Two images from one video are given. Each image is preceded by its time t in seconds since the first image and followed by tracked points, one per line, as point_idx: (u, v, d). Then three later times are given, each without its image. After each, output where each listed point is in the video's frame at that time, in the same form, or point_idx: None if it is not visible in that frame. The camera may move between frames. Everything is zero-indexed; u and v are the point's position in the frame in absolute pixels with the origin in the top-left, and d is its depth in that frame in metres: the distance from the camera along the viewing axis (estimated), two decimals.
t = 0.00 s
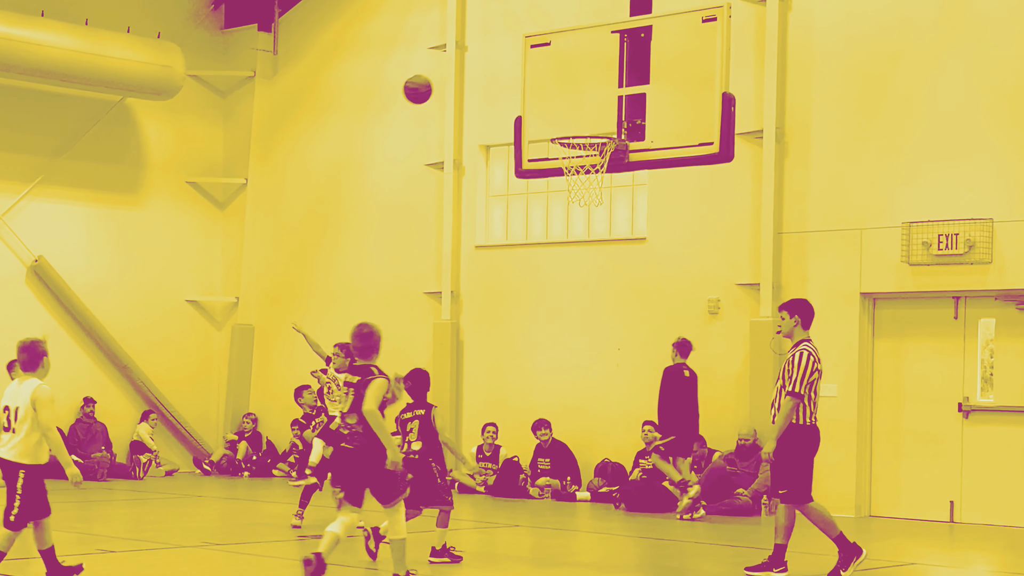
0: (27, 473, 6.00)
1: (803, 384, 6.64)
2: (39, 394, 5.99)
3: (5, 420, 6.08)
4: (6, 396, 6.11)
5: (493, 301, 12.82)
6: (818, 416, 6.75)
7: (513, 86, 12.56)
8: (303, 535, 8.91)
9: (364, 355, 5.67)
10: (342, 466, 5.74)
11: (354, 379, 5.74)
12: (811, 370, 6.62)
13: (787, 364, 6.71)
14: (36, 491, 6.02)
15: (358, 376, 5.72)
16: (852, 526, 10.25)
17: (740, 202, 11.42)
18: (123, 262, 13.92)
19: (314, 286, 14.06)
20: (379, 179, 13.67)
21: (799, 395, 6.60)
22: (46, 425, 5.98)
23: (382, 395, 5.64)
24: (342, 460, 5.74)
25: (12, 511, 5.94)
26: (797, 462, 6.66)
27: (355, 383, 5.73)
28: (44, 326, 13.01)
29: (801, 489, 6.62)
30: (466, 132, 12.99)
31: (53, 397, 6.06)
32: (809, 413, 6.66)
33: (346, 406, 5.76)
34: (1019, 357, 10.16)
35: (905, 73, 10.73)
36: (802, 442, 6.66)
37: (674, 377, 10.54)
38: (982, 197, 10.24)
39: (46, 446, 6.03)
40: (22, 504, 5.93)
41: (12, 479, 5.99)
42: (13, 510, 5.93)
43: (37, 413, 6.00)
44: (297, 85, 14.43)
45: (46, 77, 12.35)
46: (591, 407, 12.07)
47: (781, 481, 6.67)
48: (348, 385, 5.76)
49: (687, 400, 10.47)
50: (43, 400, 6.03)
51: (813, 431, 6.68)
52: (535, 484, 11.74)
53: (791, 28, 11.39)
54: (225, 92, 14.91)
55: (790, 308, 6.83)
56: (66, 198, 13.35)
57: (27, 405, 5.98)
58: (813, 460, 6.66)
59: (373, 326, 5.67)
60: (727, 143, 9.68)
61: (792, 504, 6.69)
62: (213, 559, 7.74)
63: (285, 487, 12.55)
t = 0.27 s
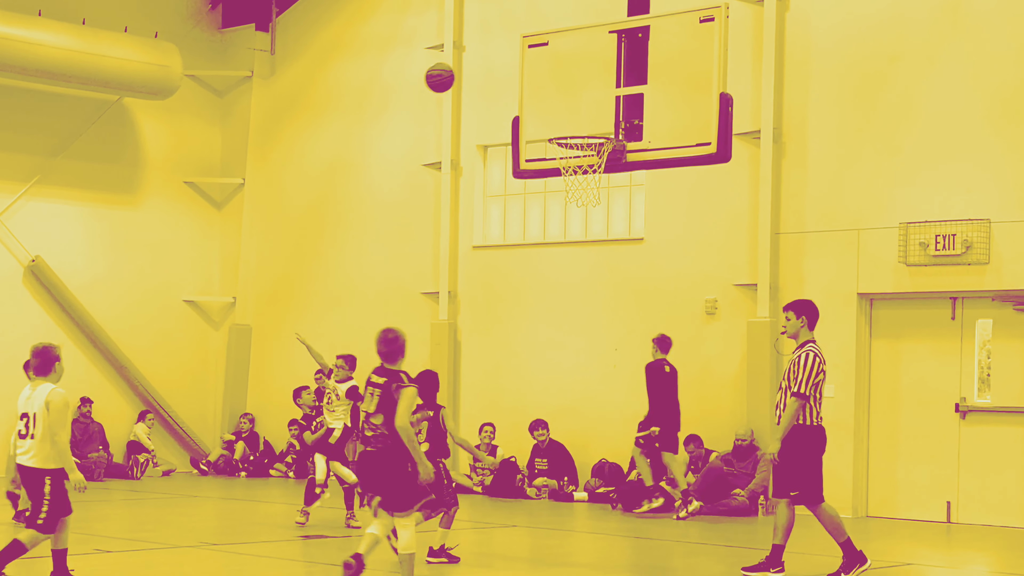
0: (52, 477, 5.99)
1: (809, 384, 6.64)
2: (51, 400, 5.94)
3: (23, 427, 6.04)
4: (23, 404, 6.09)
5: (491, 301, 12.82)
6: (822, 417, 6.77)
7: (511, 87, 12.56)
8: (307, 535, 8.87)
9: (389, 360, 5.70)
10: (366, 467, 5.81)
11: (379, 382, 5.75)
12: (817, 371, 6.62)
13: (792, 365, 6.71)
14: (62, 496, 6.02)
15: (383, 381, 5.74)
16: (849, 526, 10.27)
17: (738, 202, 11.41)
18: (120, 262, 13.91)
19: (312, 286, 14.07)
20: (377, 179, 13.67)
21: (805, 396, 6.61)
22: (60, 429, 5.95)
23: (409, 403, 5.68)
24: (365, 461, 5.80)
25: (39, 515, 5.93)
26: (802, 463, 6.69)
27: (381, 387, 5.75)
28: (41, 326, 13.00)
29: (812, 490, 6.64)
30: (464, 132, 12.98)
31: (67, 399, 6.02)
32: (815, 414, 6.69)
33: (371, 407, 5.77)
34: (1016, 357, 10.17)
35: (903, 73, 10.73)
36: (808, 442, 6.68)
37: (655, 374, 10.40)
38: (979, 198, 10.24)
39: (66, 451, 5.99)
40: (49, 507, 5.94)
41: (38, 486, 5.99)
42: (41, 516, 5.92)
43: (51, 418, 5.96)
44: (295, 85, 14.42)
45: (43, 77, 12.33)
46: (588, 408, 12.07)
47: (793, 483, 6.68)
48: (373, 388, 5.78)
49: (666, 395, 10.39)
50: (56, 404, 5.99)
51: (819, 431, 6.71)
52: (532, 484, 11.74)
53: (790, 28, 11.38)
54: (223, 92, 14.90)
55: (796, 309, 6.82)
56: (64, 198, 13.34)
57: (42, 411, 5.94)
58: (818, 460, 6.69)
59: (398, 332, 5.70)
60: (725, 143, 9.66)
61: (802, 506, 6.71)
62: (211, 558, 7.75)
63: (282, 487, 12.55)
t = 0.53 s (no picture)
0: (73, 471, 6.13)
1: (817, 385, 6.64)
2: (64, 396, 6.05)
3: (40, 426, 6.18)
4: (39, 402, 6.21)
5: (489, 301, 12.82)
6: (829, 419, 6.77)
7: (509, 87, 12.56)
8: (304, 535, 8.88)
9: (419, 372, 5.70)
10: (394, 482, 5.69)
11: (411, 395, 5.72)
12: (824, 371, 6.62)
13: (798, 366, 6.71)
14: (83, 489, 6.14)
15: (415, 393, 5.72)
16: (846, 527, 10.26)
17: (735, 203, 11.42)
18: (118, 262, 13.90)
19: (309, 286, 14.06)
20: (374, 179, 13.66)
21: (812, 398, 6.61)
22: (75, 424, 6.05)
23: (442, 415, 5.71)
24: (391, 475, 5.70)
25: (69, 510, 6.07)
26: (809, 464, 6.68)
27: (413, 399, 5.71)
28: (38, 326, 12.99)
29: (823, 490, 6.65)
30: (462, 132, 12.99)
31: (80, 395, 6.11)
32: (823, 415, 6.68)
33: (399, 417, 5.72)
34: (1014, 357, 10.17)
35: (900, 74, 10.74)
36: (815, 443, 6.68)
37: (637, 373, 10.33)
38: (977, 198, 10.25)
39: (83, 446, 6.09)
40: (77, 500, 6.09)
41: (60, 481, 6.12)
42: (66, 509, 6.06)
43: (65, 415, 6.05)
44: (292, 85, 14.42)
45: (41, 76, 12.33)
46: (586, 408, 12.07)
47: (804, 483, 6.65)
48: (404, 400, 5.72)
49: (650, 393, 10.33)
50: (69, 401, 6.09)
51: (827, 432, 6.70)
52: (529, 485, 11.74)
53: (788, 28, 11.38)
54: (221, 92, 14.90)
55: (802, 310, 6.83)
56: (61, 198, 13.33)
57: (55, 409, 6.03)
58: (827, 461, 6.68)
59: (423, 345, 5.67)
60: (723, 143, 9.66)
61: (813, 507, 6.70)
62: (207, 559, 7.74)
63: (280, 487, 12.55)
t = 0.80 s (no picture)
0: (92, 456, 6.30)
1: (826, 386, 6.59)
2: (76, 387, 6.16)
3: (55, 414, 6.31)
4: (52, 393, 6.32)
5: (487, 302, 12.82)
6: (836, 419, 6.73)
7: (507, 87, 12.57)
8: (301, 535, 8.86)
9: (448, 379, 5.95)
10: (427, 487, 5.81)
11: (448, 402, 5.92)
12: (833, 372, 6.59)
13: (805, 367, 6.66)
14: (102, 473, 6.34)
15: (450, 400, 5.94)
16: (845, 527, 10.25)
17: (733, 203, 11.41)
18: (116, 261, 13.91)
19: (308, 286, 14.07)
20: (373, 179, 13.66)
21: (822, 399, 6.57)
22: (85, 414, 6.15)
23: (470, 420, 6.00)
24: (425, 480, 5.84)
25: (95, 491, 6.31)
26: (816, 464, 6.63)
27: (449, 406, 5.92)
28: (36, 325, 12.99)
29: (832, 489, 6.59)
30: (460, 132, 12.99)
31: (91, 384, 6.22)
32: (832, 415, 6.63)
33: (435, 424, 5.89)
34: (1012, 357, 10.18)
35: (898, 73, 10.74)
36: (823, 443, 6.63)
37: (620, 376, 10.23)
38: (975, 199, 10.25)
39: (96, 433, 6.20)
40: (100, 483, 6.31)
41: (78, 468, 6.28)
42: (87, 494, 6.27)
43: (77, 405, 6.17)
44: (291, 85, 14.42)
45: (40, 76, 12.33)
46: (584, 408, 12.07)
47: (813, 483, 6.59)
48: (440, 407, 5.91)
49: (633, 393, 10.24)
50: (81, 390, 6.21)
51: (836, 431, 6.64)
52: (527, 485, 11.74)
53: (785, 29, 11.38)
54: (219, 92, 14.91)
55: (806, 311, 6.78)
56: (59, 197, 13.33)
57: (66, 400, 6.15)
58: (836, 462, 6.63)
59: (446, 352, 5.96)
60: (721, 143, 9.66)
61: (821, 507, 6.63)
62: (204, 558, 7.72)
63: (278, 486, 12.54)
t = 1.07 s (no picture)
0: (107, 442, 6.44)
1: (835, 388, 6.56)
2: (87, 376, 6.30)
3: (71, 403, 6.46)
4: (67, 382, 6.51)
5: (486, 302, 12.81)
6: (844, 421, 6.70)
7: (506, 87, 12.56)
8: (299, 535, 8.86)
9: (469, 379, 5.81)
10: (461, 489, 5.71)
11: (474, 403, 5.79)
12: (842, 373, 6.56)
13: (814, 368, 6.62)
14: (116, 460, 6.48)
15: (476, 400, 5.81)
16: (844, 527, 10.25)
17: (733, 203, 11.40)
18: (115, 261, 13.90)
19: (307, 286, 14.07)
20: (372, 179, 13.66)
21: (831, 401, 6.53)
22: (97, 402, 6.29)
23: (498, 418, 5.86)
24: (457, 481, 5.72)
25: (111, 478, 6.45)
26: (823, 465, 6.59)
27: (474, 407, 5.79)
28: (35, 325, 12.99)
29: (839, 490, 6.55)
30: (459, 132, 12.99)
31: (102, 373, 6.36)
32: (841, 416, 6.59)
33: (466, 426, 5.76)
34: (1011, 358, 10.17)
35: (897, 74, 10.73)
36: (831, 445, 6.59)
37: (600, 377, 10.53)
38: (974, 200, 10.24)
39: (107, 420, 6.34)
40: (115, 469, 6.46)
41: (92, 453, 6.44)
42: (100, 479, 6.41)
43: (89, 394, 6.32)
44: (291, 84, 14.41)
45: (39, 75, 12.33)
46: (583, 408, 12.06)
47: (820, 483, 6.57)
48: (467, 409, 5.77)
49: (617, 401, 10.61)
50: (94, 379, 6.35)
51: (844, 433, 6.61)
52: (526, 484, 11.74)
53: (784, 29, 11.37)
54: (218, 92, 14.91)
55: (812, 313, 6.74)
56: (58, 197, 13.33)
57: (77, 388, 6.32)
58: (843, 463, 6.59)
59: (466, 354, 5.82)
60: (720, 143, 9.66)
61: (829, 508, 6.60)
62: (201, 557, 7.72)
63: (276, 486, 12.54)
